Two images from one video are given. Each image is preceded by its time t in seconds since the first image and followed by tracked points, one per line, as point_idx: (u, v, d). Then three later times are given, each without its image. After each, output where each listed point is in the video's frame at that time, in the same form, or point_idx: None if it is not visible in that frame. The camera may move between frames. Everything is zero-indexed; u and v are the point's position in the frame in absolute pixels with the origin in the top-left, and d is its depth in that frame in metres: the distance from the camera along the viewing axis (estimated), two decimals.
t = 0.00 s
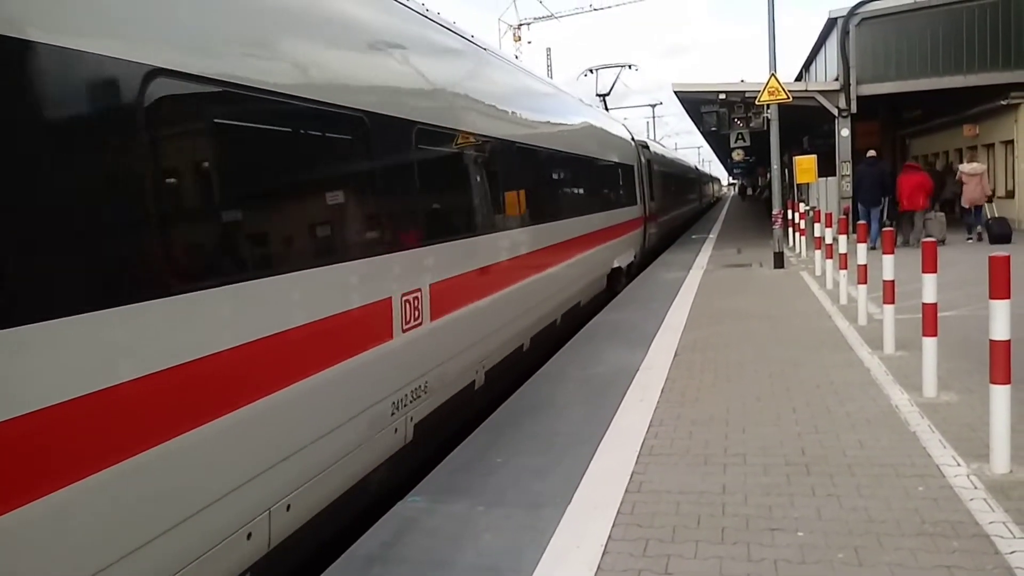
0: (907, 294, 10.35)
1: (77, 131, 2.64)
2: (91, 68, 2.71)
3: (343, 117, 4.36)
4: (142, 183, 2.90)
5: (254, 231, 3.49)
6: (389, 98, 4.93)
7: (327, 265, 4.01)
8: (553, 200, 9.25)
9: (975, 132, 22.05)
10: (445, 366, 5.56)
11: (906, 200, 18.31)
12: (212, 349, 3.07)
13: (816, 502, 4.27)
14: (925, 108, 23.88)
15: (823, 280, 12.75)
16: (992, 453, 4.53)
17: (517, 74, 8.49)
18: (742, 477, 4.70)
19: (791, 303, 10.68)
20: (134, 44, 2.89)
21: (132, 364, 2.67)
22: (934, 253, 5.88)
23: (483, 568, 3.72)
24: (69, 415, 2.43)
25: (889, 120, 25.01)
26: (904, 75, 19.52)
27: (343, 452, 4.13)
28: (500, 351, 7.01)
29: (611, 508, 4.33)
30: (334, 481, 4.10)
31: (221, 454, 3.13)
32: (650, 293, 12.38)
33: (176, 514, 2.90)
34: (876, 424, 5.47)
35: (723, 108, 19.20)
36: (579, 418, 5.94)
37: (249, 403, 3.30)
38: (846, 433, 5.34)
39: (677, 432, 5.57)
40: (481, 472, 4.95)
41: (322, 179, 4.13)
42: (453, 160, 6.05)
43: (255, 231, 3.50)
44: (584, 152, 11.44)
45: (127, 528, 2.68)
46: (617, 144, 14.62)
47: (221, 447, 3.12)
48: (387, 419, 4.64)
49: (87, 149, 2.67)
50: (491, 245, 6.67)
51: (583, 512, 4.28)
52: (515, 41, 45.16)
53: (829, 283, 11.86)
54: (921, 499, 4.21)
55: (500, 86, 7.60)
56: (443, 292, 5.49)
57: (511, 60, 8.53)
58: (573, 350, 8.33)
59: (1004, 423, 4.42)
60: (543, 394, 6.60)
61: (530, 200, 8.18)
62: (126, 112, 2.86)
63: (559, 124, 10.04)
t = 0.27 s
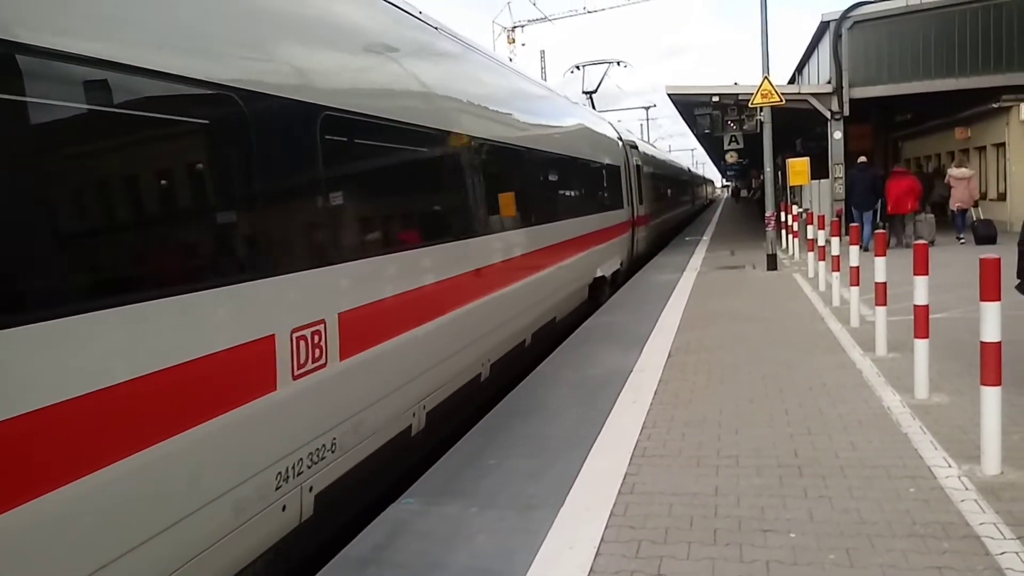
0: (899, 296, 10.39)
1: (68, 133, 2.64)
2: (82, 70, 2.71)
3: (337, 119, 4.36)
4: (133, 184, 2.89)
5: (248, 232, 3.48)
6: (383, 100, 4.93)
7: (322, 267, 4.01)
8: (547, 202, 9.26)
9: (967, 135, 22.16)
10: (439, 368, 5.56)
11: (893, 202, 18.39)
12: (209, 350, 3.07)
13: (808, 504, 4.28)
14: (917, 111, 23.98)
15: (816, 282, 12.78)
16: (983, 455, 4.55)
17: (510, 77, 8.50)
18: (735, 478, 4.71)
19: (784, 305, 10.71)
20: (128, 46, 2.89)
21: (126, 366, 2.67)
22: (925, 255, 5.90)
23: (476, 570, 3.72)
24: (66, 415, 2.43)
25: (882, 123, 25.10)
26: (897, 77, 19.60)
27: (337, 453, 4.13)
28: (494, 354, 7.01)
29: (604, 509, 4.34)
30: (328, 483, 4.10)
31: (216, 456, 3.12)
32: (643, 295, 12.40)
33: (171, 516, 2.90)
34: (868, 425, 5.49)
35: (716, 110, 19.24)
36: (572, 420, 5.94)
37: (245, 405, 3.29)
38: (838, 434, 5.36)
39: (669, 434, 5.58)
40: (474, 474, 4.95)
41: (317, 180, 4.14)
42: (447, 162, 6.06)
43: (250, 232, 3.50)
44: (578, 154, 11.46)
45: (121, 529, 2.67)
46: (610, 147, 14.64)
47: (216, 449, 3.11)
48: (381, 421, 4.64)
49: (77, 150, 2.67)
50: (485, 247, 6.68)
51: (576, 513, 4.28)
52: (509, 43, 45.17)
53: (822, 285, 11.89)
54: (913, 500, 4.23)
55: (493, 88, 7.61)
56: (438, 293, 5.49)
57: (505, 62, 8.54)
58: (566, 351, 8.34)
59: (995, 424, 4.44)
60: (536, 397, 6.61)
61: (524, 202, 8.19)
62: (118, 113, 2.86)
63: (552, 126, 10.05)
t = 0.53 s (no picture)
0: (889, 299, 10.44)
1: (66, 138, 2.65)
2: (80, 75, 2.72)
3: (330, 123, 4.36)
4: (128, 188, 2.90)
5: (240, 236, 3.49)
6: (375, 105, 4.95)
7: (315, 271, 4.03)
8: (539, 207, 9.28)
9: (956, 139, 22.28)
10: (432, 371, 5.56)
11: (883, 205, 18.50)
12: (199, 355, 3.08)
13: (799, 506, 4.30)
14: (907, 114, 24.10)
15: (807, 286, 12.83)
16: (973, 456, 4.58)
17: (502, 81, 8.52)
18: (727, 481, 4.73)
19: (775, 308, 10.74)
20: (121, 51, 2.89)
21: (117, 371, 2.67)
22: (914, 258, 5.94)
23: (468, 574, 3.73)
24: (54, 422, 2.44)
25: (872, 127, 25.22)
26: (886, 82, 19.71)
27: (329, 459, 4.14)
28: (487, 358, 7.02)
29: (596, 512, 4.35)
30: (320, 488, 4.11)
31: (207, 461, 3.13)
32: (635, 299, 12.43)
33: (161, 521, 2.90)
34: (859, 427, 5.52)
35: (707, 114, 19.30)
36: (564, 424, 5.95)
37: (235, 410, 3.30)
38: (829, 436, 5.39)
39: (662, 437, 5.59)
40: (466, 478, 4.95)
41: (310, 184, 4.15)
42: (439, 166, 6.08)
43: (243, 237, 3.51)
44: (570, 158, 11.49)
45: (113, 534, 2.68)
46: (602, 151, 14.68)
47: (208, 454, 3.12)
48: (372, 425, 4.64)
49: (72, 155, 2.68)
50: (478, 251, 6.69)
51: (569, 517, 4.29)
52: (501, 48, 45.21)
53: (813, 288, 11.94)
54: (903, 502, 4.25)
55: (485, 93, 7.62)
56: (431, 297, 5.50)
57: (497, 67, 8.55)
58: (559, 355, 8.35)
59: (984, 425, 4.47)
60: (529, 400, 6.61)
61: (517, 206, 8.21)
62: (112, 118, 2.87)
63: (544, 131, 10.07)
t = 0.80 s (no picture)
0: (882, 300, 10.47)
1: (57, 138, 2.65)
2: (73, 76, 2.72)
3: (324, 124, 4.36)
4: (122, 188, 2.90)
5: (235, 237, 3.49)
6: (370, 106, 4.95)
7: (311, 271, 4.03)
8: (533, 208, 9.29)
9: (949, 141, 22.35)
10: (426, 373, 5.57)
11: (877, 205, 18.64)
12: (196, 355, 3.08)
13: (792, 507, 4.32)
14: (900, 116, 24.17)
15: (800, 287, 12.86)
16: (965, 458, 4.60)
17: (496, 82, 8.53)
18: (720, 482, 4.74)
19: (769, 310, 10.77)
20: (116, 52, 2.89)
21: (113, 372, 2.67)
22: (907, 260, 5.96)
23: None
24: (53, 421, 2.43)
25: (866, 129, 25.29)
26: (880, 83, 19.76)
27: (324, 459, 4.14)
28: (480, 359, 7.03)
29: (590, 514, 4.36)
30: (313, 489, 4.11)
31: (202, 462, 3.13)
32: (630, 300, 12.44)
33: (156, 523, 2.90)
34: (852, 429, 5.53)
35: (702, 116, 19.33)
36: (558, 425, 5.96)
37: (230, 411, 3.30)
38: (822, 438, 5.40)
39: (655, 438, 5.61)
40: (460, 479, 4.96)
41: (306, 184, 4.16)
42: (434, 167, 6.08)
43: (240, 237, 3.52)
44: (564, 160, 11.50)
45: (108, 535, 2.67)
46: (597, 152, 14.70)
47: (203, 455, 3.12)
48: (366, 427, 4.64)
49: (66, 156, 2.67)
50: (472, 252, 6.69)
51: (563, 518, 4.30)
52: (496, 49, 45.23)
53: (806, 289, 11.97)
54: (895, 503, 4.27)
55: (479, 94, 7.63)
56: (425, 298, 5.50)
57: (491, 68, 8.56)
58: (553, 356, 8.36)
59: (976, 427, 4.48)
60: (523, 402, 6.62)
61: (511, 208, 8.21)
62: (107, 118, 2.87)
63: (539, 132, 10.08)
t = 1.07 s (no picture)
0: (882, 299, 10.49)
1: (59, 133, 2.65)
2: (75, 70, 2.72)
3: (326, 119, 4.37)
4: (125, 183, 2.91)
5: (236, 232, 3.49)
6: (370, 102, 4.95)
7: (312, 268, 4.04)
8: (533, 205, 9.29)
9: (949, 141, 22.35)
10: (425, 369, 5.58)
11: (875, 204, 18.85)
12: (196, 352, 3.08)
13: (791, 505, 4.33)
14: (900, 115, 24.17)
15: (800, 286, 12.86)
16: (963, 456, 4.61)
17: (496, 79, 8.52)
18: (719, 479, 4.76)
19: (768, 308, 10.78)
20: (116, 47, 2.89)
21: (113, 366, 2.68)
22: (906, 258, 5.97)
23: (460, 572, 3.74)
24: (54, 417, 2.45)
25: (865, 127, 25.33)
26: (880, 83, 19.76)
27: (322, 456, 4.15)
28: (480, 356, 7.03)
29: (589, 510, 4.37)
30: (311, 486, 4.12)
31: (203, 457, 3.14)
32: (629, 298, 12.46)
33: (157, 518, 2.91)
34: (850, 427, 5.54)
35: (702, 114, 19.34)
36: (557, 422, 5.97)
37: (230, 406, 3.31)
38: (821, 436, 5.42)
39: (653, 436, 5.62)
40: (459, 475, 4.97)
41: (306, 181, 4.16)
42: (434, 164, 6.08)
43: (240, 233, 3.52)
44: (564, 157, 11.50)
45: (107, 530, 2.68)
46: (596, 150, 14.69)
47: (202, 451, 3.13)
48: (365, 423, 4.65)
49: (67, 151, 2.68)
50: (471, 249, 6.70)
51: (561, 515, 4.31)
52: (496, 46, 45.22)
53: (805, 288, 11.98)
54: (893, 501, 4.28)
55: (480, 90, 7.63)
56: (425, 295, 5.51)
57: (491, 65, 8.56)
58: (552, 353, 8.37)
59: (974, 426, 4.49)
60: (522, 399, 6.62)
61: (510, 205, 8.21)
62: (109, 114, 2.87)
63: (539, 129, 10.08)
